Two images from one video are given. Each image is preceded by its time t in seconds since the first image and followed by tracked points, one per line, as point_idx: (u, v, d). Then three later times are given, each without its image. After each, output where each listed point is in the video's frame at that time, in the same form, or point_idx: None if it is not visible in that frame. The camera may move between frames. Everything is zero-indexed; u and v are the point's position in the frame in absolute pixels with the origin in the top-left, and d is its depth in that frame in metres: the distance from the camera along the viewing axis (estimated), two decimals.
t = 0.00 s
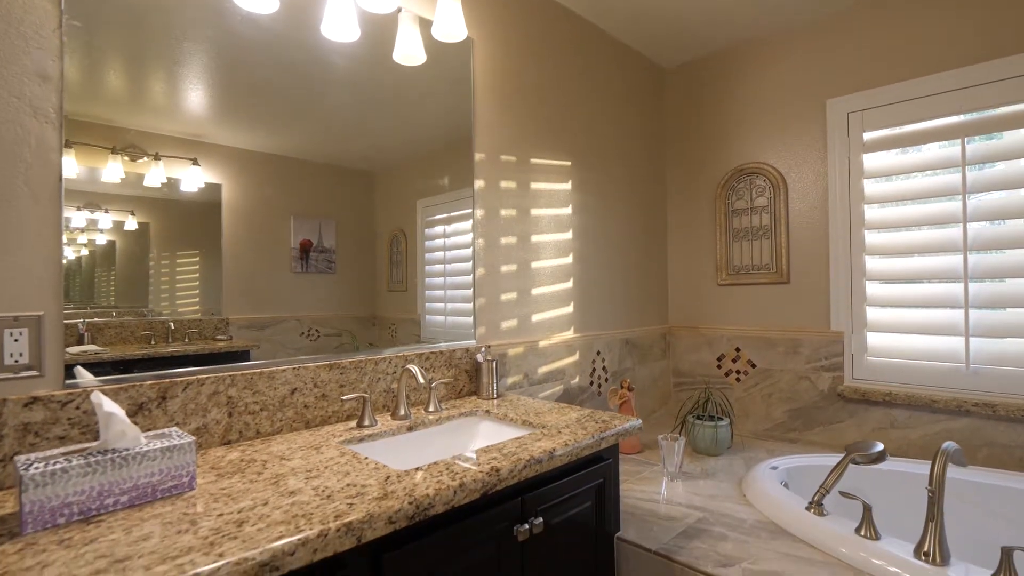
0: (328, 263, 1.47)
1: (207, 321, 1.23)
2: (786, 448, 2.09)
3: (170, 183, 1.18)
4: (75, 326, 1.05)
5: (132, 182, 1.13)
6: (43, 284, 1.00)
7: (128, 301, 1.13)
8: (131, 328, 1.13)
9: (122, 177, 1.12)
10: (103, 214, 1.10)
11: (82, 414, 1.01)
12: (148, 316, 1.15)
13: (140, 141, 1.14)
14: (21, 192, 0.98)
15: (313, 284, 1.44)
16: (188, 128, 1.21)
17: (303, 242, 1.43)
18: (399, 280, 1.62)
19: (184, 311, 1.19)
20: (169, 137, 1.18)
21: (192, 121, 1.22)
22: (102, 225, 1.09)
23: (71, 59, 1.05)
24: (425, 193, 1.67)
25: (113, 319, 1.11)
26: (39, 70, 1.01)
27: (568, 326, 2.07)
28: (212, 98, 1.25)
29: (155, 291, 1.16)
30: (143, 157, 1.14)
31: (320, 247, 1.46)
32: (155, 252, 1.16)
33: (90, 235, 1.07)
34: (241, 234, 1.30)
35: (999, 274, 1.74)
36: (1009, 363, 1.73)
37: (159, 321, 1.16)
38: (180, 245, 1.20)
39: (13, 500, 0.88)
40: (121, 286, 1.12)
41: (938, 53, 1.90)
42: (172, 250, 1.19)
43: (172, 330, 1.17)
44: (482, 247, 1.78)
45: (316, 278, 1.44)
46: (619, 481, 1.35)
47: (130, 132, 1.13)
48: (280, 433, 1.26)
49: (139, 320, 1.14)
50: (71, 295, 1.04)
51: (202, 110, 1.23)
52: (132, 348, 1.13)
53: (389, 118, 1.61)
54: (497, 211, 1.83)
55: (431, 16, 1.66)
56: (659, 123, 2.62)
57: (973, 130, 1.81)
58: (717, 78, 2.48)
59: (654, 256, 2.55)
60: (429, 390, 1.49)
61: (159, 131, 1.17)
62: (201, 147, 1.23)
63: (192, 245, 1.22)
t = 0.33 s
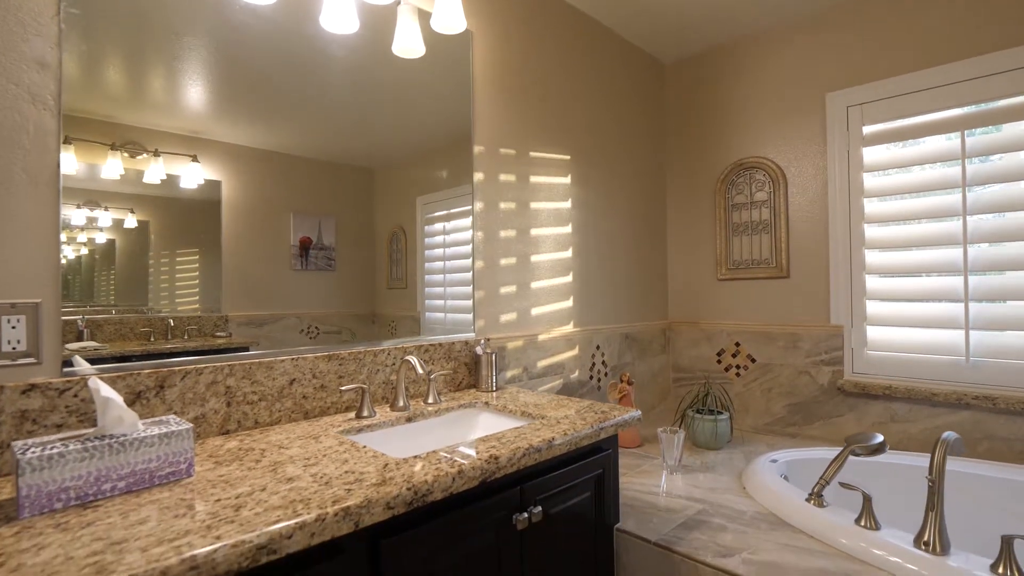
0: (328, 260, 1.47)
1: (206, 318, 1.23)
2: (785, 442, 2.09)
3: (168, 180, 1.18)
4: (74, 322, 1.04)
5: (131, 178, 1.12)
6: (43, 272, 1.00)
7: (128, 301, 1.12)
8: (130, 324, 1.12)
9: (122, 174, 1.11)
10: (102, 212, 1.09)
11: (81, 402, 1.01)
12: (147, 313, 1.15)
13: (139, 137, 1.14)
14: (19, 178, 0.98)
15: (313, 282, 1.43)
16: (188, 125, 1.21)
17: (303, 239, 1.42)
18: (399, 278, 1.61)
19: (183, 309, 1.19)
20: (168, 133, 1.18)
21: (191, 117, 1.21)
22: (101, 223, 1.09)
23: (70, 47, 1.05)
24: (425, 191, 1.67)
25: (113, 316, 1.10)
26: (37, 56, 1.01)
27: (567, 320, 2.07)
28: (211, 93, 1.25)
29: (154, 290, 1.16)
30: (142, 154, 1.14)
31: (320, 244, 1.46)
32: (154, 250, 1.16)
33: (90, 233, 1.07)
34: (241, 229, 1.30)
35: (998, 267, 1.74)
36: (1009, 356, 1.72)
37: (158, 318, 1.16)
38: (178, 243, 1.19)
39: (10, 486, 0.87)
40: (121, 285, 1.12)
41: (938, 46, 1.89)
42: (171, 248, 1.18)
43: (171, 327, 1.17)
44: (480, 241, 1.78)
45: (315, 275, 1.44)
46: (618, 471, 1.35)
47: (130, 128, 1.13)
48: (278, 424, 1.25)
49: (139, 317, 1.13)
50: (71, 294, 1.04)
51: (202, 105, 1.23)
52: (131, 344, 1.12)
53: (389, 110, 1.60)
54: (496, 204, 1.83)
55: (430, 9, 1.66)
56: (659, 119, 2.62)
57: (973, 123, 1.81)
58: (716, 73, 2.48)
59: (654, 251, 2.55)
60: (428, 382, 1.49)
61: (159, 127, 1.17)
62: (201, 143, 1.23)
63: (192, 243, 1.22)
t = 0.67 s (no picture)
0: (328, 258, 1.47)
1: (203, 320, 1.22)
2: (785, 437, 2.08)
3: (167, 177, 1.17)
4: (72, 319, 1.04)
5: (131, 175, 1.12)
6: (41, 260, 1.00)
7: (128, 301, 1.12)
8: (130, 321, 1.12)
9: (121, 170, 1.11)
10: (101, 210, 1.09)
11: (77, 390, 1.01)
12: (145, 310, 1.14)
13: (138, 134, 1.13)
14: (15, 165, 0.98)
15: (313, 280, 1.43)
16: (187, 121, 1.21)
17: (303, 236, 1.42)
18: (399, 275, 1.61)
19: (182, 307, 1.19)
20: (168, 129, 1.18)
21: (190, 112, 1.21)
22: (101, 221, 1.09)
23: (67, 35, 1.05)
24: (423, 189, 1.67)
25: (111, 313, 1.10)
26: (34, 45, 1.01)
27: (567, 314, 2.06)
28: (210, 88, 1.25)
29: (154, 289, 1.15)
30: (140, 151, 1.14)
31: (319, 242, 1.45)
32: (154, 248, 1.16)
33: (89, 232, 1.07)
34: (241, 226, 1.29)
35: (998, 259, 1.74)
36: (1009, 349, 1.72)
37: (158, 315, 1.15)
38: (177, 241, 1.19)
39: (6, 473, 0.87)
40: (121, 284, 1.12)
41: (937, 39, 1.89)
42: (171, 246, 1.18)
43: (170, 324, 1.17)
44: (479, 234, 1.78)
45: (315, 272, 1.44)
46: (617, 463, 1.35)
47: (130, 125, 1.13)
48: (276, 415, 1.25)
49: (138, 313, 1.13)
50: (71, 292, 1.04)
51: (201, 101, 1.23)
52: (132, 342, 1.11)
53: (388, 102, 1.60)
54: (496, 197, 1.83)
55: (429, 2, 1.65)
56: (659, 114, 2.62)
57: (973, 116, 1.81)
58: (716, 68, 2.48)
59: (653, 246, 2.55)
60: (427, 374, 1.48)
61: (159, 123, 1.16)
62: (200, 140, 1.22)
63: (191, 241, 1.21)
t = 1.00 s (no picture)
0: (327, 255, 1.46)
1: (204, 316, 1.22)
2: (784, 431, 2.08)
3: (166, 174, 1.17)
4: (71, 316, 1.04)
5: (130, 173, 1.12)
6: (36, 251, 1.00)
7: (128, 300, 1.12)
8: (128, 318, 1.12)
9: (121, 167, 1.11)
10: (100, 209, 1.09)
11: (74, 379, 1.00)
12: (145, 307, 1.14)
13: (137, 131, 1.13)
14: (12, 153, 0.97)
15: (312, 275, 1.43)
16: (187, 118, 1.21)
17: (302, 234, 1.42)
18: (398, 273, 1.61)
19: (181, 305, 1.19)
20: (167, 126, 1.17)
21: (189, 108, 1.21)
22: (100, 221, 1.08)
23: (64, 24, 1.05)
24: (422, 184, 1.67)
25: (111, 310, 1.10)
26: (31, 33, 1.00)
27: (565, 309, 2.06)
28: (209, 84, 1.24)
29: (154, 288, 1.15)
30: (139, 148, 1.13)
31: (319, 239, 1.45)
32: (154, 246, 1.15)
33: (88, 232, 1.07)
34: (240, 222, 1.29)
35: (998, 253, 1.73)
36: (1008, 342, 1.72)
37: (157, 312, 1.15)
38: (176, 240, 1.18)
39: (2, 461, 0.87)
40: (121, 284, 1.11)
41: (936, 33, 1.89)
42: (170, 245, 1.17)
43: (169, 321, 1.17)
44: (478, 228, 1.78)
45: (315, 270, 1.44)
46: (616, 455, 1.35)
47: (128, 122, 1.12)
48: (274, 407, 1.25)
49: (136, 311, 1.13)
50: (70, 292, 1.04)
51: (200, 96, 1.23)
52: (131, 338, 1.11)
53: (386, 96, 1.60)
54: (496, 192, 1.83)
55: None
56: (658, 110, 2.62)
57: (972, 110, 1.80)
58: (715, 63, 2.48)
59: (652, 242, 2.55)
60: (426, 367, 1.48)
61: (159, 121, 1.16)
62: (199, 138, 1.22)
63: (191, 239, 1.21)
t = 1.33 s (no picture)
0: (326, 253, 1.47)
1: (201, 312, 1.21)
2: (783, 427, 2.08)
3: (166, 172, 1.16)
4: (69, 314, 1.04)
5: (131, 170, 1.11)
6: (30, 240, 1.00)
7: (127, 298, 1.11)
8: (127, 316, 1.11)
9: (120, 164, 1.10)
10: (99, 207, 1.08)
11: (70, 369, 1.00)
12: (144, 305, 1.13)
13: (135, 128, 1.12)
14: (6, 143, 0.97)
15: (311, 271, 1.43)
16: (186, 115, 1.20)
17: (301, 232, 1.41)
18: (397, 271, 1.60)
19: (180, 302, 1.18)
20: (164, 123, 1.16)
21: (188, 105, 1.21)
22: (98, 220, 1.08)
23: (59, 15, 1.04)
24: (421, 178, 1.67)
25: (109, 309, 1.09)
26: (26, 23, 1.00)
27: (564, 305, 2.06)
28: (207, 79, 1.24)
29: (153, 285, 1.15)
30: (138, 145, 1.12)
31: (317, 237, 1.45)
32: (153, 244, 1.15)
33: (88, 230, 1.07)
34: (237, 219, 1.28)
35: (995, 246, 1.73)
36: (1006, 337, 1.72)
37: (156, 310, 1.15)
38: (177, 237, 1.18)
39: None
40: (120, 282, 1.11)
41: (935, 27, 1.88)
42: (169, 244, 1.17)
43: (167, 319, 1.16)
44: (473, 220, 1.77)
45: (315, 268, 1.44)
46: (613, 447, 1.35)
47: (127, 119, 1.11)
48: (270, 400, 1.25)
49: (135, 309, 1.12)
50: (66, 289, 1.04)
51: (199, 92, 1.22)
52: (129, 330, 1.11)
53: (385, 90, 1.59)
54: (495, 186, 1.84)
55: None
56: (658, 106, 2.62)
57: (971, 104, 1.80)
58: (714, 59, 2.48)
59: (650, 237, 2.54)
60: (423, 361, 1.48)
61: (158, 118, 1.16)
62: (199, 135, 1.22)
63: (191, 238, 1.20)
